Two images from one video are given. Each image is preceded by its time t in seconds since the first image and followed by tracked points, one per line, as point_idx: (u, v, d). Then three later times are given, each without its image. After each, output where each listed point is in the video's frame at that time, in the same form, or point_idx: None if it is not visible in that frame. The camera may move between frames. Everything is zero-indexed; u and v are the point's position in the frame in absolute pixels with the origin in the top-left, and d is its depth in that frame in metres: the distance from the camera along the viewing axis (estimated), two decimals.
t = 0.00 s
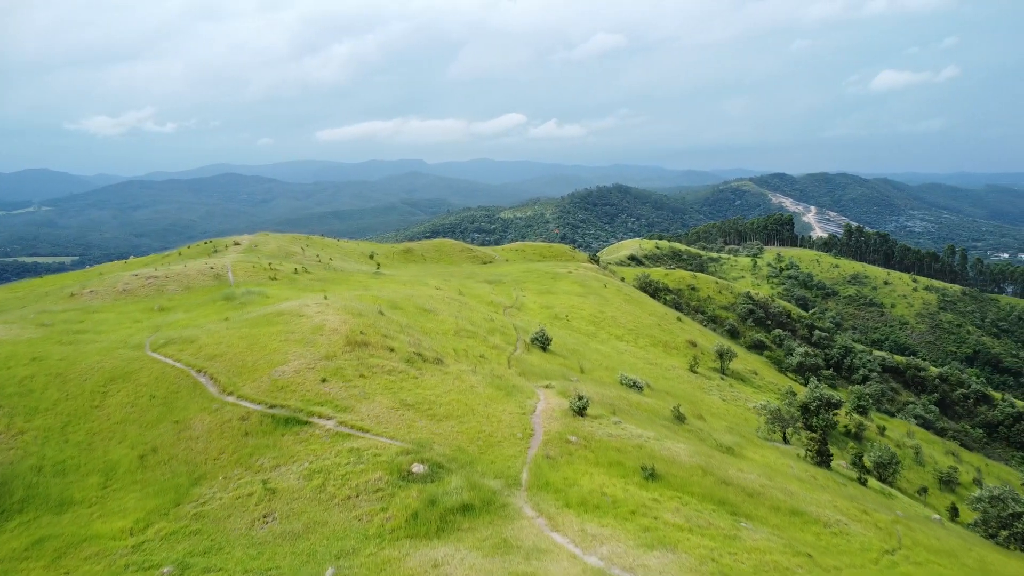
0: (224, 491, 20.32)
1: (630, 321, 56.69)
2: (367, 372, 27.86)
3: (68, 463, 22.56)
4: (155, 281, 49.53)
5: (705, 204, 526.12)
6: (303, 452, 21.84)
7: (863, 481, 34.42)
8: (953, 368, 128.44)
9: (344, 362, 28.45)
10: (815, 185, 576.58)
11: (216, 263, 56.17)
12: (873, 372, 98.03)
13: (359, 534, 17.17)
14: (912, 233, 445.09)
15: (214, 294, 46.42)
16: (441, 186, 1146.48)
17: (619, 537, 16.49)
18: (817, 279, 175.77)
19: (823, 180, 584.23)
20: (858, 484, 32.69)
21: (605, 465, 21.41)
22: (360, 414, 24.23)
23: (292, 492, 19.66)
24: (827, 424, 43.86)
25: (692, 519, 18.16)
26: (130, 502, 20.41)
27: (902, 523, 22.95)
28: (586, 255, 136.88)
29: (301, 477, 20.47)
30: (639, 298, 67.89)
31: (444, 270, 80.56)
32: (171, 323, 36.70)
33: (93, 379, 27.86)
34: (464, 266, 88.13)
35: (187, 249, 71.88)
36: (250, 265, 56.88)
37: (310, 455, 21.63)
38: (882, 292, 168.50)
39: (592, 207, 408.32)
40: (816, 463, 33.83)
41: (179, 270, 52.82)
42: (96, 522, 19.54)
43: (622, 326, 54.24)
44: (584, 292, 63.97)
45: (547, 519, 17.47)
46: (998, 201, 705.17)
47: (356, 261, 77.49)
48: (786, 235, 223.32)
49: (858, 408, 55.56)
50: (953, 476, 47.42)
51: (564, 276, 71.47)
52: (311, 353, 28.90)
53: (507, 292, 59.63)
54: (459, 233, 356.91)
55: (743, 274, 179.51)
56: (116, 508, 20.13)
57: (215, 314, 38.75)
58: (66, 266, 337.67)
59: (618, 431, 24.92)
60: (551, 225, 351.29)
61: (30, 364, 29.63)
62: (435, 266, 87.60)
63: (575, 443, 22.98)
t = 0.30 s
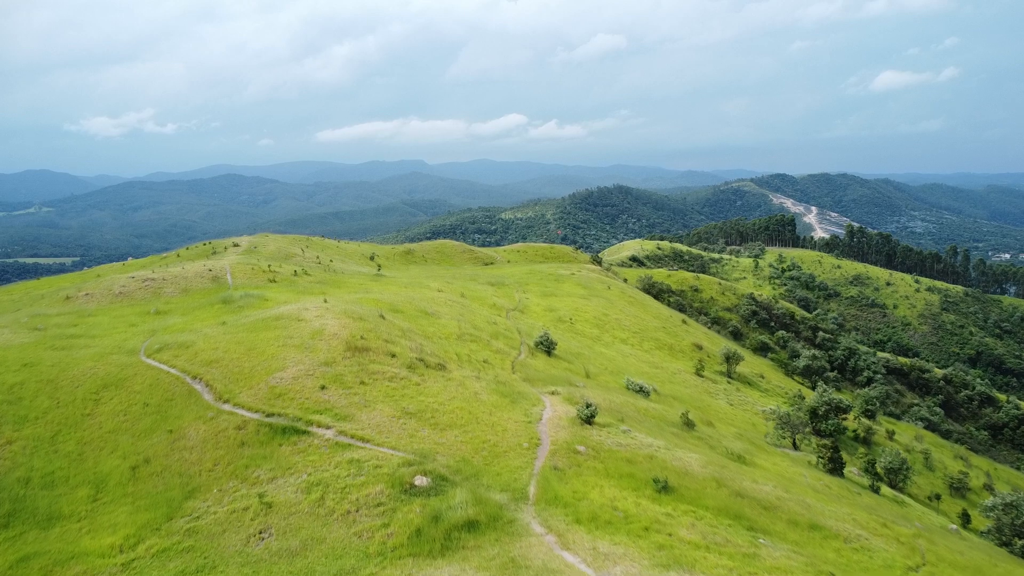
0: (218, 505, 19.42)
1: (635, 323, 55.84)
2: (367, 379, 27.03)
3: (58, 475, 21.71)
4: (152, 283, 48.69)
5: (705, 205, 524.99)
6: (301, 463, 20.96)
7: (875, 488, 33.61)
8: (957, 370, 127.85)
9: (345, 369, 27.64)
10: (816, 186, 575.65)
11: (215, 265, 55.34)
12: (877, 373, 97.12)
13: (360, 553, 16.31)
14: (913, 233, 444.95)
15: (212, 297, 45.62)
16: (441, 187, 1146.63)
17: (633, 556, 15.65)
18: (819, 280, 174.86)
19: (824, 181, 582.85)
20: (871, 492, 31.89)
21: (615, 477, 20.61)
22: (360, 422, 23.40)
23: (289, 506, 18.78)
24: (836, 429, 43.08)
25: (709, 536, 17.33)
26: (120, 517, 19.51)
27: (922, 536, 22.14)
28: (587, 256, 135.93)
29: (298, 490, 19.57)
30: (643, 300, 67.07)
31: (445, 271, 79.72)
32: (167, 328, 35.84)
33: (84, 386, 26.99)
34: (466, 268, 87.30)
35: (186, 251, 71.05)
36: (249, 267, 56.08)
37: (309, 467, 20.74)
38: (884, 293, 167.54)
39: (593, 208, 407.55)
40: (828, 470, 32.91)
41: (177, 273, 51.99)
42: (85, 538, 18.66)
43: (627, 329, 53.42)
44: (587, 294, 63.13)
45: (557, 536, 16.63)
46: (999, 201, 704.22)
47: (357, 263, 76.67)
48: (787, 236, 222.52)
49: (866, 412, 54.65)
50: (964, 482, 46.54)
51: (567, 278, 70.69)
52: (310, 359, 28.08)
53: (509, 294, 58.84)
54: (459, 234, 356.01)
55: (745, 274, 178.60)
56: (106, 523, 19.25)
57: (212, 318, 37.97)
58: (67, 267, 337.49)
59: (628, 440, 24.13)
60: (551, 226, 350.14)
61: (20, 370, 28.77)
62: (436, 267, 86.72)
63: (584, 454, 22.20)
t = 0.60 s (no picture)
0: (211, 518, 18.56)
1: (639, 324, 54.97)
2: (367, 385, 26.18)
3: (46, 487, 20.88)
4: (148, 284, 47.84)
5: (706, 204, 523.68)
6: (299, 474, 20.11)
7: (888, 494, 32.78)
8: (961, 370, 126.89)
9: (344, 374, 26.80)
10: (817, 184, 574.15)
11: (212, 266, 54.47)
12: (882, 373, 96.24)
13: (359, 571, 15.45)
14: (915, 232, 443.26)
15: (209, 298, 44.76)
16: (441, 186, 1146.39)
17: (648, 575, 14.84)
18: (821, 279, 173.92)
19: (825, 179, 581.34)
20: (884, 499, 31.07)
21: (626, 489, 19.78)
22: (360, 431, 22.54)
23: (285, 519, 17.89)
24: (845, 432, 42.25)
25: (726, 552, 16.51)
26: (109, 530, 18.72)
27: (943, 549, 21.36)
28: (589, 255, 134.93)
29: (295, 502, 18.69)
30: (647, 300, 66.25)
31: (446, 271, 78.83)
32: (162, 331, 34.99)
33: (75, 392, 26.18)
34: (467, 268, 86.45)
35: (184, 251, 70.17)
36: (248, 267, 55.24)
37: (306, 478, 19.88)
38: (886, 292, 166.61)
39: (594, 207, 406.49)
40: (840, 477, 32.04)
41: (174, 273, 51.12)
42: (72, 554, 17.82)
43: (631, 330, 52.58)
44: (591, 295, 62.33)
45: (567, 552, 15.79)
46: (1001, 200, 702.53)
47: (357, 263, 75.82)
48: (789, 235, 221.26)
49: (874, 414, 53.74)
50: (975, 485, 45.64)
51: (570, 277, 69.84)
52: (308, 364, 27.23)
53: (511, 295, 58.02)
54: (459, 233, 355.01)
55: (747, 273, 177.65)
56: (94, 538, 18.42)
57: (209, 320, 37.15)
58: (67, 266, 336.20)
59: (637, 448, 23.32)
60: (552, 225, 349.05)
61: (10, 375, 27.95)
62: (437, 267, 85.78)
63: (592, 463, 21.39)
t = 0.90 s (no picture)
0: (203, 533, 17.65)
1: (644, 326, 54.12)
2: (367, 391, 25.27)
3: (31, 500, 20.01)
4: (144, 285, 46.94)
5: (707, 203, 522.47)
6: (295, 486, 19.21)
7: (901, 502, 31.91)
8: (965, 370, 125.95)
9: (342, 379, 25.93)
10: (817, 183, 572.87)
11: (210, 266, 53.56)
12: (886, 373, 95.33)
13: None
14: (915, 231, 442.03)
15: (206, 300, 43.86)
16: (441, 186, 1145.52)
17: None
18: (824, 278, 172.89)
19: (826, 178, 579.84)
20: (898, 508, 30.22)
21: (636, 502, 18.91)
22: (360, 440, 21.64)
23: (280, 536, 16.96)
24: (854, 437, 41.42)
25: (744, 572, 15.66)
26: (96, 546, 17.83)
27: (965, 564, 20.53)
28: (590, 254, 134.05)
29: (291, 517, 17.75)
30: (650, 301, 65.38)
31: (447, 272, 77.93)
32: (157, 334, 34.08)
33: (65, 399, 25.32)
34: (468, 268, 85.55)
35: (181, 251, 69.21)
36: (246, 268, 54.36)
37: (303, 491, 18.96)
38: (889, 291, 165.64)
39: (594, 206, 405.24)
40: (853, 484, 31.17)
41: (170, 274, 50.19)
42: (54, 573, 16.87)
43: (635, 332, 51.75)
44: (594, 295, 61.48)
45: (577, 573, 14.90)
46: (1002, 199, 700.76)
47: (357, 263, 74.92)
48: (791, 234, 220.18)
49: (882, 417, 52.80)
50: (986, 490, 44.79)
51: (572, 278, 68.92)
52: (305, 369, 26.37)
53: (514, 296, 57.17)
54: (460, 232, 353.78)
55: (748, 273, 176.68)
56: (79, 556, 17.52)
57: (205, 323, 36.28)
58: (68, 266, 335.11)
59: (647, 457, 22.42)
60: (552, 224, 347.95)
61: None
62: (437, 267, 84.84)
63: (601, 474, 20.55)
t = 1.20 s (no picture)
0: (194, 551, 16.75)
1: (648, 327, 53.28)
2: (366, 399, 24.39)
3: (15, 514, 19.15)
4: (139, 287, 46.09)
5: (708, 203, 521.00)
6: (290, 501, 18.29)
7: (914, 509, 31.05)
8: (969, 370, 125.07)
9: (341, 386, 25.06)
10: (818, 183, 571.48)
11: (207, 267, 52.68)
12: (891, 374, 94.43)
13: None
14: (916, 230, 441.19)
15: (202, 302, 42.99)
16: (441, 185, 1144.63)
17: None
18: (826, 278, 171.92)
19: (827, 177, 578.29)
20: (913, 517, 29.38)
21: (648, 516, 18.07)
22: (359, 451, 20.77)
23: (274, 553, 16.06)
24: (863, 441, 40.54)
25: None
26: (82, 564, 16.96)
27: None
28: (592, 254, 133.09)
29: (286, 534, 16.81)
30: (654, 302, 64.53)
31: (448, 272, 77.08)
32: (151, 338, 33.26)
33: (54, 407, 24.48)
34: (469, 268, 84.69)
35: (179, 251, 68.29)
36: (244, 269, 53.48)
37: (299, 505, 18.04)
38: (891, 291, 164.76)
39: (595, 205, 403.90)
40: (866, 493, 30.33)
41: (167, 275, 49.32)
42: None
43: (640, 334, 50.90)
44: (597, 296, 60.63)
45: None
46: (1003, 198, 699.33)
47: (357, 263, 74.07)
48: (793, 233, 219.26)
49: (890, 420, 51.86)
50: (998, 495, 43.87)
51: (575, 279, 68.04)
52: (302, 376, 25.49)
53: (516, 297, 56.32)
54: (461, 232, 352.55)
55: (750, 272, 175.67)
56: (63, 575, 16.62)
57: (201, 326, 35.45)
58: (69, 266, 334.24)
59: (657, 468, 21.56)
60: (553, 224, 346.74)
61: None
62: (438, 268, 83.92)
63: (610, 486, 19.71)
